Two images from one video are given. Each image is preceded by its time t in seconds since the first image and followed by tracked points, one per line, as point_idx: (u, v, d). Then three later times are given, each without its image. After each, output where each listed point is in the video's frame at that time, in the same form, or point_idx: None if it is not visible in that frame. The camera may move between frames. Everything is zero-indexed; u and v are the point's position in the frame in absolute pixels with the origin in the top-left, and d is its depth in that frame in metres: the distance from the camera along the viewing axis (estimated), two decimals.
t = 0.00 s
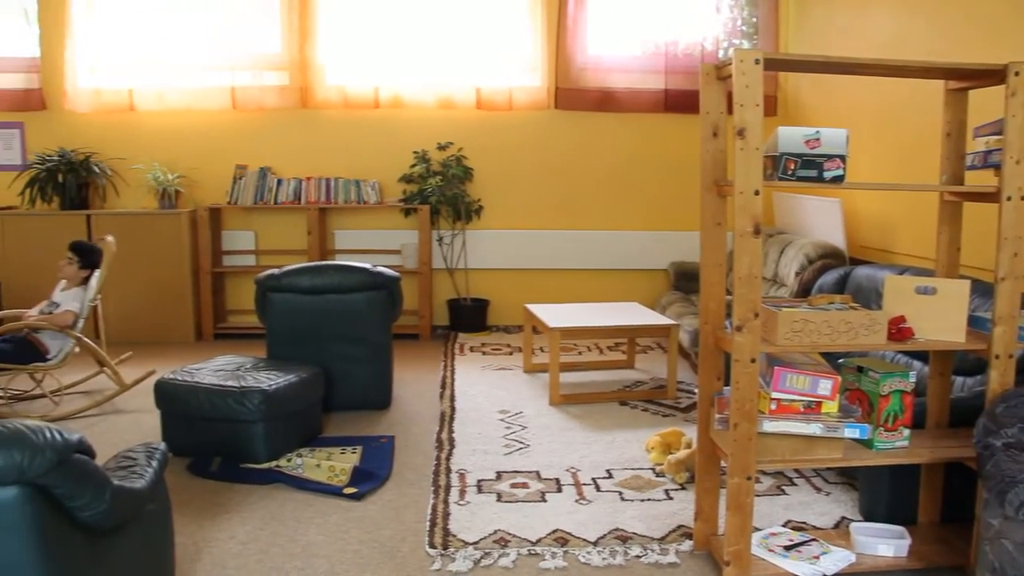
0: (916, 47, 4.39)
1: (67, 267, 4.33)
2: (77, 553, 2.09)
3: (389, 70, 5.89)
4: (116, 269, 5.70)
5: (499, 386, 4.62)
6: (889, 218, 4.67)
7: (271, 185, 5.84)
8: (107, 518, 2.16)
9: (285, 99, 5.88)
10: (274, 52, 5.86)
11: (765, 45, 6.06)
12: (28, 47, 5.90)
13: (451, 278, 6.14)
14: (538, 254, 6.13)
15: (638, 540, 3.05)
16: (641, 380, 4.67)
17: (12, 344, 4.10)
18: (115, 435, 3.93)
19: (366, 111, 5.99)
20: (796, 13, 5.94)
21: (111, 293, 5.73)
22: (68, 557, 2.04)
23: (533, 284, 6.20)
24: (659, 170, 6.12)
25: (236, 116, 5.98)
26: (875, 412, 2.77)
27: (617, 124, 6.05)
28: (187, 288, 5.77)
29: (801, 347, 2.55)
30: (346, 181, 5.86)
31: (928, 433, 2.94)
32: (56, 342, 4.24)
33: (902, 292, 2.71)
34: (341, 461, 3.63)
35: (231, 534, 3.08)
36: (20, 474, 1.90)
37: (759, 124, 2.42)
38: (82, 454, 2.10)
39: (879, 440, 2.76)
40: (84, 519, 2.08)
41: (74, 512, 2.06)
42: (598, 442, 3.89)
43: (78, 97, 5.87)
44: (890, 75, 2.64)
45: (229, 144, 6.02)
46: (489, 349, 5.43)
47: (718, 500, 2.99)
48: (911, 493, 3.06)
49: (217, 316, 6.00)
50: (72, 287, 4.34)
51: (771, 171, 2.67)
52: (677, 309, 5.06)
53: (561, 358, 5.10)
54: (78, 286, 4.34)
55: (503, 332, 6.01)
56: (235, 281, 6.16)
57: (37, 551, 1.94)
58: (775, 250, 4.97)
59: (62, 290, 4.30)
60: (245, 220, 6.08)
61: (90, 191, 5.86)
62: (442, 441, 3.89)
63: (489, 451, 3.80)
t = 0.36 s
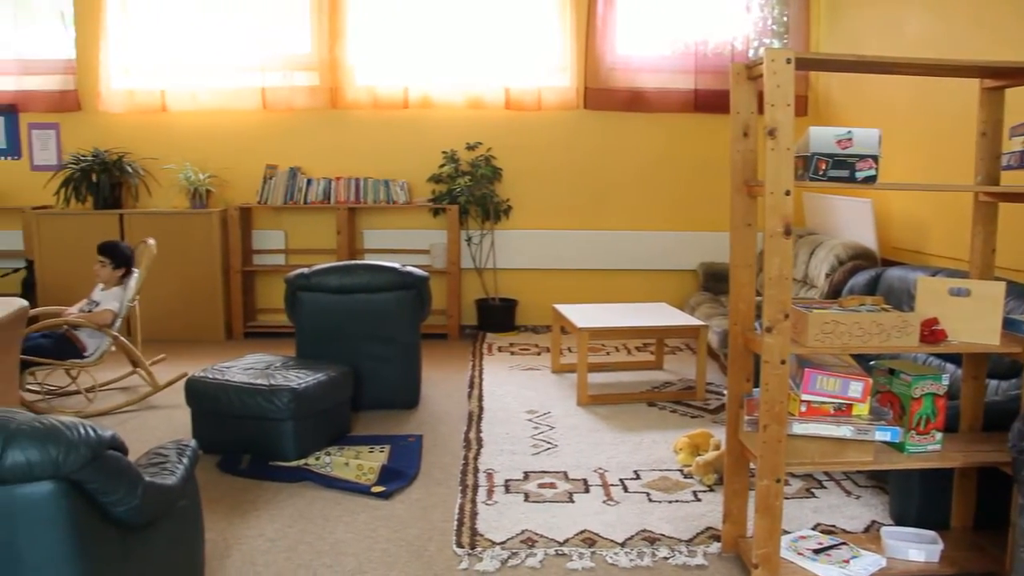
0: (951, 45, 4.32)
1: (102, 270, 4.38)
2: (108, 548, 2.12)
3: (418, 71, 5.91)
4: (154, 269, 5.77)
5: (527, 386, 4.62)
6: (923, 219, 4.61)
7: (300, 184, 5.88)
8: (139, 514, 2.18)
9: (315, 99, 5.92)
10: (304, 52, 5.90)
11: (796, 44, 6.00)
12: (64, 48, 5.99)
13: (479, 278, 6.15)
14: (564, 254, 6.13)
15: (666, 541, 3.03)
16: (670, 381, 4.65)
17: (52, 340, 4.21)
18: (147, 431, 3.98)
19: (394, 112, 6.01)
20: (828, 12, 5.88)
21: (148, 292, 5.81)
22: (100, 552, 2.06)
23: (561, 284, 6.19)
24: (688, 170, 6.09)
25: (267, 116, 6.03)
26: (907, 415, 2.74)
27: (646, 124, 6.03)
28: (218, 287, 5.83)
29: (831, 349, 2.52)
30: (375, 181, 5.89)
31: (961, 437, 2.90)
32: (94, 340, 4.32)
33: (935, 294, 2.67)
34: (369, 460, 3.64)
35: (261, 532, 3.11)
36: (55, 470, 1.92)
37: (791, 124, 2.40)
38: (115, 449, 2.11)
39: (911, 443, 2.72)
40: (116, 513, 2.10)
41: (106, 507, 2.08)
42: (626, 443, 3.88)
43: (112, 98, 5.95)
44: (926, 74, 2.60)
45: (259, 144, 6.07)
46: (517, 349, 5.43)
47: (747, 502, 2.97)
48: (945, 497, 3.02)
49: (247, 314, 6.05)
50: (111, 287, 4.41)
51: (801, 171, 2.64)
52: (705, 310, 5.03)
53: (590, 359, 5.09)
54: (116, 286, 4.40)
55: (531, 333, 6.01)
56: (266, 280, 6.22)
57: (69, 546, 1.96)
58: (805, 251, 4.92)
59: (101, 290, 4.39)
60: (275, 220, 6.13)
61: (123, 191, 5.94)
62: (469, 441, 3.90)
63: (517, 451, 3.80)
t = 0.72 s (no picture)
0: (983, 43, 4.26)
1: (128, 269, 4.41)
2: (138, 543, 2.14)
3: (445, 71, 5.93)
4: (179, 270, 5.81)
5: (552, 386, 4.61)
6: (954, 220, 4.55)
7: (327, 184, 5.90)
8: (168, 511, 2.20)
9: (342, 99, 5.95)
10: (331, 53, 5.93)
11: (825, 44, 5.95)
12: (96, 49, 6.06)
13: (505, 277, 6.16)
14: (589, 254, 6.11)
15: (691, 543, 3.01)
16: (696, 382, 4.62)
17: (82, 338, 4.27)
18: (176, 428, 4.02)
19: (421, 112, 6.03)
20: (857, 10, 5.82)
21: (177, 290, 5.87)
22: (129, 548, 2.08)
23: (585, 284, 6.18)
24: (715, 171, 6.06)
25: (294, 117, 6.07)
26: (937, 418, 2.70)
27: (673, 123, 6.00)
28: (245, 286, 5.87)
29: (859, 352, 2.50)
30: (402, 181, 5.90)
31: (993, 441, 2.86)
32: (122, 338, 4.36)
33: (966, 296, 2.64)
34: (395, 459, 3.66)
35: (287, 529, 3.13)
36: (86, 466, 1.94)
37: (820, 124, 2.37)
38: (144, 445, 2.13)
39: (941, 446, 2.68)
40: (145, 509, 2.13)
41: (136, 503, 2.10)
42: (652, 445, 3.86)
43: (143, 98, 6.02)
44: (960, 72, 2.57)
45: (287, 144, 6.11)
46: (543, 349, 5.43)
47: (774, 505, 2.94)
48: (976, 502, 2.98)
49: (275, 313, 6.10)
50: (139, 283, 4.46)
51: (831, 171, 2.61)
52: (732, 312, 5.00)
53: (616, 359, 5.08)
54: (143, 283, 4.45)
55: (557, 333, 6.00)
56: (293, 279, 6.25)
57: (100, 541, 1.98)
58: (832, 252, 4.89)
59: (130, 289, 4.42)
60: (302, 219, 6.17)
61: (152, 190, 6.00)
62: (494, 440, 3.91)
63: (542, 451, 3.80)
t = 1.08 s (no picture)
0: (1016, 41, 4.20)
1: (146, 266, 4.39)
2: (166, 539, 2.16)
3: (471, 71, 5.93)
4: (200, 265, 5.88)
5: (577, 386, 4.61)
6: (986, 221, 4.48)
7: (354, 184, 5.94)
8: (196, 507, 2.22)
9: (370, 99, 5.98)
10: (358, 53, 5.96)
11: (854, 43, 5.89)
12: (127, 50, 6.14)
13: (531, 277, 6.16)
14: (614, 255, 6.10)
15: (717, 545, 3.00)
16: (722, 384, 4.60)
17: (107, 337, 4.28)
18: (203, 425, 4.06)
19: (447, 111, 6.04)
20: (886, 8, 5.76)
21: (193, 285, 5.92)
22: (158, 542, 2.11)
23: (610, 284, 6.17)
24: (741, 171, 6.02)
25: (321, 117, 6.10)
26: (969, 422, 2.67)
27: (700, 123, 5.97)
28: (271, 284, 5.91)
29: (888, 354, 2.47)
30: (428, 181, 5.91)
31: None
32: (146, 335, 4.38)
33: (999, 298, 2.59)
34: (420, 458, 3.67)
35: (312, 526, 3.15)
36: (116, 462, 1.96)
37: (849, 124, 2.35)
38: (172, 442, 2.15)
39: (972, 451, 2.65)
40: (173, 505, 2.15)
41: (165, 499, 2.12)
42: (677, 446, 3.85)
43: (172, 98, 6.09)
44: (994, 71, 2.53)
45: (314, 144, 6.15)
46: (569, 349, 5.42)
47: (801, 508, 2.91)
48: (1009, 506, 2.93)
49: (301, 312, 6.14)
50: (158, 280, 4.44)
51: (861, 171, 2.60)
52: (759, 313, 4.97)
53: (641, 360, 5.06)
54: (163, 279, 4.43)
55: (582, 333, 5.99)
56: (319, 278, 6.29)
57: (129, 536, 2.01)
58: (861, 253, 4.86)
59: (150, 285, 4.40)
60: (329, 218, 6.21)
61: (180, 190, 6.07)
62: (520, 440, 3.91)
63: (568, 452, 3.79)
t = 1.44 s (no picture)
0: None
1: (168, 264, 4.38)
2: (196, 534, 2.19)
3: (499, 71, 5.94)
4: (232, 264, 5.94)
5: (604, 387, 4.59)
6: (1021, 223, 4.41)
7: (383, 184, 5.97)
8: (225, 503, 2.25)
9: (398, 99, 5.99)
10: (387, 54, 5.99)
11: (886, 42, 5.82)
12: (160, 52, 6.22)
13: (558, 278, 6.15)
14: (642, 255, 6.08)
15: (744, 549, 2.97)
16: (750, 386, 4.56)
17: (133, 335, 4.28)
18: (232, 423, 4.10)
19: (476, 112, 6.05)
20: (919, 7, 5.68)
21: (223, 285, 5.99)
22: (188, 537, 2.14)
23: (637, 285, 6.15)
24: (770, 172, 5.97)
25: (350, 117, 6.14)
26: (1004, 427, 2.62)
27: (729, 124, 5.93)
28: (300, 284, 5.95)
29: (920, 357, 2.44)
30: (456, 181, 5.93)
31: None
32: (173, 333, 4.39)
33: None
34: (447, 457, 3.68)
35: (340, 524, 3.17)
36: (149, 458, 1.98)
37: (882, 124, 2.32)
38: (202, 438, 2.18)
39: (1007, 457, 2.61)
40: (203, 500, 2.18)
41: (195, 495, 2.15)
42: (705, 448, 3.82)
43: (203, 99, 6.16)
44: None
45: (343, 144, 6.19)
46: (596, 350, 5.41)
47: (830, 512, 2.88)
48: None
49: (330, 311, 6.17)
50: (181, 278, 4.43)
51: (893, 172, 2.57)
52: (789, 314, 4.93)
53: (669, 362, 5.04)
54: (185, 276, 4.42)
55: (610, 334, 5.97)
56: (348, 277, 6.32)
57: (161, 531, 2.04)
58: (893, 255, 4.81)
59: (172, 283, 4.39)
60: (358, 218, 6.24)
61: (211, 189, 6.13)
62: (547, 441, 3.90)
63: (595, 453, 3.78)
